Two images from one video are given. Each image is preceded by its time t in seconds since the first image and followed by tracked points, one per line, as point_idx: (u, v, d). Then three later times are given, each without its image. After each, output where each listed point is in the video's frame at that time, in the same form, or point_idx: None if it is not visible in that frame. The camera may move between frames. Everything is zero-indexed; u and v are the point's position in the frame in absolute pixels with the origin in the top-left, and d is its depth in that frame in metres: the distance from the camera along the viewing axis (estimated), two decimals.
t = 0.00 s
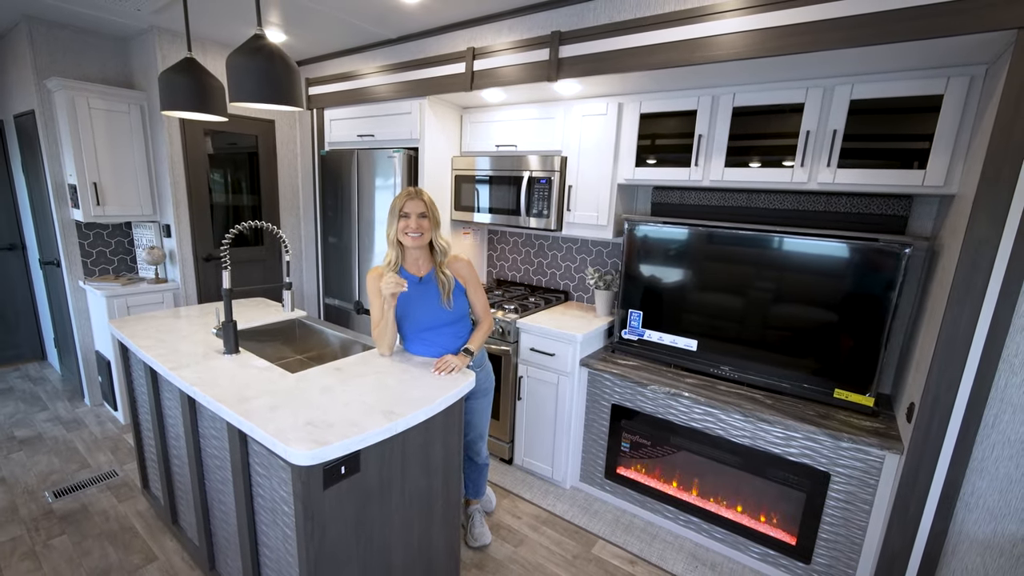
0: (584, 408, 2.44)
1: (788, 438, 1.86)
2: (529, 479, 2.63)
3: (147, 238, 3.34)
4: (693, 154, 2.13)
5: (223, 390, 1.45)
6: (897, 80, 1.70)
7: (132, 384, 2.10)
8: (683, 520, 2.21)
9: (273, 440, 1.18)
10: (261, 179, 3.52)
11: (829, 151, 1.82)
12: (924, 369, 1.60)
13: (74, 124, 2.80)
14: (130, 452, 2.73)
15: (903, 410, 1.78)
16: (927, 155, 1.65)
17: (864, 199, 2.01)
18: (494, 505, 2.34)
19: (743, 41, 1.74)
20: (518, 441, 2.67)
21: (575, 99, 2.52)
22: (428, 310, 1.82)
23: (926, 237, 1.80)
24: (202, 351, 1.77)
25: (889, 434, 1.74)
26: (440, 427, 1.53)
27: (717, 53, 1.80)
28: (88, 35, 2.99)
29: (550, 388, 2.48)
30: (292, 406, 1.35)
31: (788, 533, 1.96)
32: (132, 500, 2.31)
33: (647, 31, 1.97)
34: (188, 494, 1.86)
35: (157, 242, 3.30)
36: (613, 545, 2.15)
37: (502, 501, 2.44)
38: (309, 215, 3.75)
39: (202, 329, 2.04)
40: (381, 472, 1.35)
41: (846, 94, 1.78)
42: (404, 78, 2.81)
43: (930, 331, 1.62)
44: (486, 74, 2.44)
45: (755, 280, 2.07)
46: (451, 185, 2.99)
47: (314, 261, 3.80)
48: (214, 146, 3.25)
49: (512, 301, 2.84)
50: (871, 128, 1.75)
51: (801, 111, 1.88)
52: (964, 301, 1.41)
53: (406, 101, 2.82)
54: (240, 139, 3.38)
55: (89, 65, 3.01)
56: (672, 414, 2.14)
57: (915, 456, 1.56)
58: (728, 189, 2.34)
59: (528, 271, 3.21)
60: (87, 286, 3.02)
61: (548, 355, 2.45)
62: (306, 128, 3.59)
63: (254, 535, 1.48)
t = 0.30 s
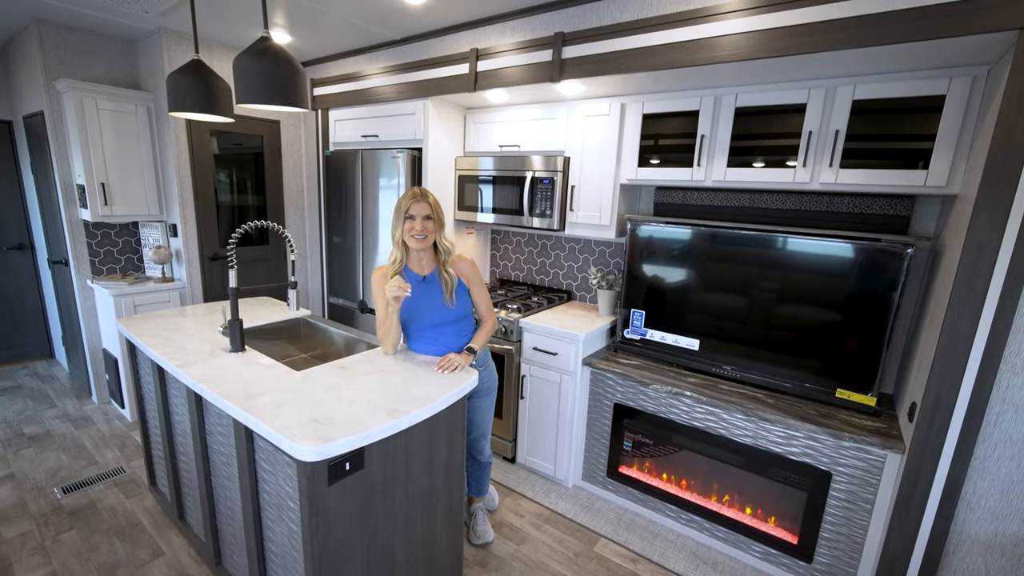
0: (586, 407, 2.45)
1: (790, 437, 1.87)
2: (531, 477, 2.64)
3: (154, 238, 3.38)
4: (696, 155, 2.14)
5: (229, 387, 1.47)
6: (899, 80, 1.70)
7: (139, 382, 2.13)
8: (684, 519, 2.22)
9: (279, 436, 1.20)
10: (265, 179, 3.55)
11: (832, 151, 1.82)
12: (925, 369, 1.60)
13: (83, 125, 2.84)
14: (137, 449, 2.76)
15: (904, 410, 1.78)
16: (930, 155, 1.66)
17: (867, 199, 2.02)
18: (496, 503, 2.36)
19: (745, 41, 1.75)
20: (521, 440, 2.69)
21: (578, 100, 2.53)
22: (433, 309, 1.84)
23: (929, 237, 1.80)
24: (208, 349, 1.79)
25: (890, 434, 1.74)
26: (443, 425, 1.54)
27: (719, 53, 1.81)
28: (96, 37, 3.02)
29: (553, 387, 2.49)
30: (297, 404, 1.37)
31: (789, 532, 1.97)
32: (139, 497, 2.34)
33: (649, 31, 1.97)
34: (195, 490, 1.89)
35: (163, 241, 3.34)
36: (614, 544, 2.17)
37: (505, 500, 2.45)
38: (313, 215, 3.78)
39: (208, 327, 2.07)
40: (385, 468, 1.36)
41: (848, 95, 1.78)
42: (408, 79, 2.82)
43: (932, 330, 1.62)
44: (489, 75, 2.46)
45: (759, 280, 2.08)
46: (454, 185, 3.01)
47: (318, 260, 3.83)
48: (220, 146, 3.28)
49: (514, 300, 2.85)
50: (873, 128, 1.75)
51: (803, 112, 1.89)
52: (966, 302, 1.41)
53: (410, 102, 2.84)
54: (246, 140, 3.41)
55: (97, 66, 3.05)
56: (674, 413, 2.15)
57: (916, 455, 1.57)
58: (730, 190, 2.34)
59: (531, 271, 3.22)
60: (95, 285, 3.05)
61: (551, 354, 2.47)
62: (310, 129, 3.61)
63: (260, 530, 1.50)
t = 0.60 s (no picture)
0: (588, 405, 2.46)
1: (792, 436, 1.87)
2: (533, 475, 2.65)
3: (158, 237, 3.40)
4: (697, 153, 2.14)
5: (232, 383, 1.48)
6: (901, 78, 1.70)
7: (143, 378, 2.15)
8: (686, 518, 2.22)
9: (281, 432, 1.21)
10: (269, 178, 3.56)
11: (833, 149, 1.82)
12: (928, 367, 1.60)
13: (88, 124, 2.86)
14: (141, 446, 2.78)
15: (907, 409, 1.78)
16: (932, 153, 1.65)
17: (870, 197, 2.01)
18: (498, 501, 2.36)
19: (746, 40, 1.75)
20: (522, 438, 2.69)
21: (579, 98, 2.53)
22: (434, 306, 1.85)
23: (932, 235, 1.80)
24: (212, 346, 1.81)
25: (892, 432, 1.74)
26: (445, 422, 1.55)
27: (721, 51, 1.81)
28: (102, 37, 3.05)
29: (554, 385, 2.50)
30: (300, 400, 1.38)
31: (791, 531, 1.96)
32: (143, 493, 2.35)
33: (651, 30, 1.98)
34: (198, 486, 1.90)
35: (168, 240, 3.36)
36: (615, 542, 2.17)
37: (506, 498, 2.46)
38: (316, 214, 3.79)
39: (212, 325, 2.08)
40: (386, 464, 1.37)
41: (850, 93, 1.78)
42: (410, 78, 2.83)
43: (934, 328, 1.62)
44: (491, 74, 2.46)
45: (762, 279, 2.08)
46: (457, 183, 3.02)
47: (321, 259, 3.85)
48: (224, 146, 3.30)
49: (516, 299, 2.86)
50: (875, 127, 1.75)
51: (805, 110, 1.89)
52: (968, 300, 1.41)
53: (413, 101, 2.85)
54: (250, 139, 3.42)
55: (102, 66, 3.07)
56: (676, 412, 2.15)
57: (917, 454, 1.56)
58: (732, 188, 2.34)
59: (533, 270, 3.22)
60: (100, 283, 3.07)
61: (553, 353, 2.47)
62: (314, 128, 3.62)
63: (262, 526, 1.51)
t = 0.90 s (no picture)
0: (587, 404, 2.46)
1: (791, 435, 1.87)
2: (532, 474, 2.65)
3: (159, 236, 3.41)
4: (697, 152, 2.14)
5: (231, 382, 1.48)
6: (901, 76, 1.69)
7: (143, 377, 2.15)
8: (685, 517, 2.22)
9: (279, 429, 1.21)
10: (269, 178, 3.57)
11: (832, 148, 1.82)
12: (927, 365, 1.60)
13: (89, 124, 2.87)
14: (141, 444, 2.79)
15: (906, 407, 1.78)
16: (931, 152, 1.65)
17: (869, 196, 2.01)
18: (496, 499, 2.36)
19: (745, 38, 1.75)
20: (522, 437, 2.69)
21: (579, 98, 2.54)
22: (434, 305, 1.85)
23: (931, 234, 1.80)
24: (211, 345, 1.81)
25: (891, 431, 1.74)
26: (443, 420, 1.55)
27: (720, 50, 1.80)
28: (103, 37, 3.05)
29: (554, 384, 2.50)
30: (298, 398, 1.38)
31: (790, 531, 1.96)
32: (143, 491, 2.36)
33: (650, 29, 1.97)
34: (198, 484, 1.90)
35: (168, 239, 3.37)
36: (614, 541, 2.17)
37: (505, 496, 2.46)
38: (316, 213, 3.80)
39: (211, 323, 2.09)
40: (384, 462, 1.37)
41: (849, 92, 1.78)
42: (410, 78, 2.84)
43: (933, 326, 1.61)
44: (491, 73, 2.46)
45: (762, 279, 2.07)
46: (456, 183, 3.02)
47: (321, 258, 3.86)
48: (225, 145, 3.30)
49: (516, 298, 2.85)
50: (874, 125, 1.75)
51: (804, 109, 1.88)
52: (966, 300, 1.41)
53: (412, 100, 2.85)
54: (250, 139, 3.43)
55: (103, 66, 3.08)
56: (675, 411, 2.15)
57: (916, 452, 1.56)
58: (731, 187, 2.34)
59: (533, 269, 3.22)
60: (100, 282, 3.08)
61: (552, 352, 2.47)
62: (314, 128, 3.63)
63: (261, 523, 1.52)
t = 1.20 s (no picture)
0: (586, 403, 2.46)
1: (789, 434, 1.87)
2: (531, 473, 2.65)
3: (158, 235, 3.41)
4: (695, 151, 2.14)
5: (230, 380, 1.48)
6: (899, 75, 1.69)
7: (143, 376, 2.15)
8: (684, 516, 2.22)
9: (278, 427, 1.22)
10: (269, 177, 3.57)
11: (831, 147, 1.82)
12: (925, 364, 1.60)
13: (88, 124, 2.87)
14: (141, 443, 2.79)
15: (904, 406, 1.78)
16: (930, 151, 1.65)
17: (868, 196, 2.02)
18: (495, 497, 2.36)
19: (744, 37, 1.75)
20: (521, 436, 2.70)
21: (578, 97, 2.54)
22: (442, 296, 1.88)
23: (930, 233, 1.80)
24: (210, 344, 1.81)
25: (890, 430, 1.74)
26: (442, 419, 1.55)
27: (719, 49, 1.80)
28: (103, 36, 3.06)
29: (553, 383, 2.50)
30: (297, 396, 1.38)
31: (789, 529, 1.96)
32: (143, 490, 2.36)
33: (649, 28, 1.98)
34: (197, 482, 1.90)
35: (168, 238, 3.37)
36: (613, 540, 2.17)
37: (504, 495, 2.46)
38: (316, 213, 3.80)
39: (211, 322, 2.09)
40: (382, 460, 1.37)
41: (848, 91, 1.78)
42: (409, 77, 2.84)
43: (932, 325, 1.61)
44: (490, 72, 2.46)
45: (762, 278, 2.07)
46: (456, 182, 3.02)
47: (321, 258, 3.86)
48: (224, 145, 3.30)
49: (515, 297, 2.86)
50: (873, 124, 1.75)
51: (802, 108, 1.88)
52: (964, 299, 1.41)
53: (412, 100, 2.85)
54: (250, 138, 3.43)
55: (103, 65, 3.08)
56: (674, 410, 2.15)
57: (914, 451, 1.56)
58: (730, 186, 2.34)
59: (532, 268, 3.22)
60: (100, 281, 3.09)
61: (551, 351, 2.47)
62: (313, 127, 3.63)
63: (260, 521, 1.52)
